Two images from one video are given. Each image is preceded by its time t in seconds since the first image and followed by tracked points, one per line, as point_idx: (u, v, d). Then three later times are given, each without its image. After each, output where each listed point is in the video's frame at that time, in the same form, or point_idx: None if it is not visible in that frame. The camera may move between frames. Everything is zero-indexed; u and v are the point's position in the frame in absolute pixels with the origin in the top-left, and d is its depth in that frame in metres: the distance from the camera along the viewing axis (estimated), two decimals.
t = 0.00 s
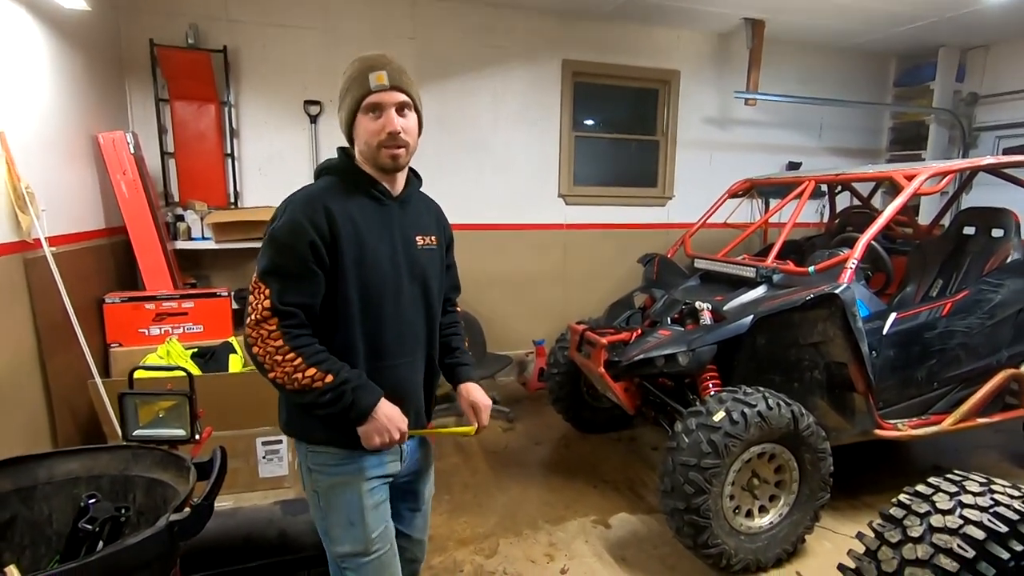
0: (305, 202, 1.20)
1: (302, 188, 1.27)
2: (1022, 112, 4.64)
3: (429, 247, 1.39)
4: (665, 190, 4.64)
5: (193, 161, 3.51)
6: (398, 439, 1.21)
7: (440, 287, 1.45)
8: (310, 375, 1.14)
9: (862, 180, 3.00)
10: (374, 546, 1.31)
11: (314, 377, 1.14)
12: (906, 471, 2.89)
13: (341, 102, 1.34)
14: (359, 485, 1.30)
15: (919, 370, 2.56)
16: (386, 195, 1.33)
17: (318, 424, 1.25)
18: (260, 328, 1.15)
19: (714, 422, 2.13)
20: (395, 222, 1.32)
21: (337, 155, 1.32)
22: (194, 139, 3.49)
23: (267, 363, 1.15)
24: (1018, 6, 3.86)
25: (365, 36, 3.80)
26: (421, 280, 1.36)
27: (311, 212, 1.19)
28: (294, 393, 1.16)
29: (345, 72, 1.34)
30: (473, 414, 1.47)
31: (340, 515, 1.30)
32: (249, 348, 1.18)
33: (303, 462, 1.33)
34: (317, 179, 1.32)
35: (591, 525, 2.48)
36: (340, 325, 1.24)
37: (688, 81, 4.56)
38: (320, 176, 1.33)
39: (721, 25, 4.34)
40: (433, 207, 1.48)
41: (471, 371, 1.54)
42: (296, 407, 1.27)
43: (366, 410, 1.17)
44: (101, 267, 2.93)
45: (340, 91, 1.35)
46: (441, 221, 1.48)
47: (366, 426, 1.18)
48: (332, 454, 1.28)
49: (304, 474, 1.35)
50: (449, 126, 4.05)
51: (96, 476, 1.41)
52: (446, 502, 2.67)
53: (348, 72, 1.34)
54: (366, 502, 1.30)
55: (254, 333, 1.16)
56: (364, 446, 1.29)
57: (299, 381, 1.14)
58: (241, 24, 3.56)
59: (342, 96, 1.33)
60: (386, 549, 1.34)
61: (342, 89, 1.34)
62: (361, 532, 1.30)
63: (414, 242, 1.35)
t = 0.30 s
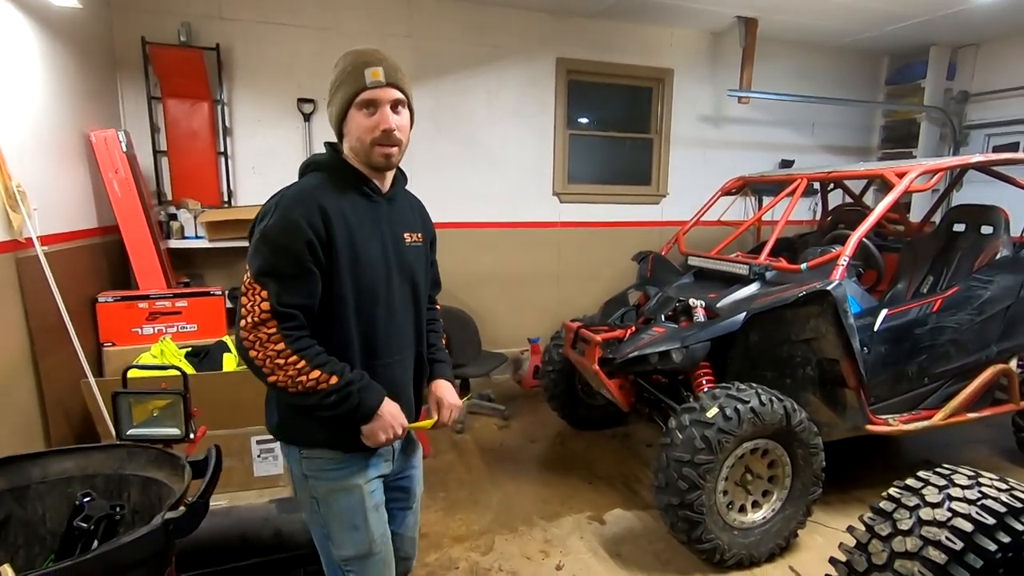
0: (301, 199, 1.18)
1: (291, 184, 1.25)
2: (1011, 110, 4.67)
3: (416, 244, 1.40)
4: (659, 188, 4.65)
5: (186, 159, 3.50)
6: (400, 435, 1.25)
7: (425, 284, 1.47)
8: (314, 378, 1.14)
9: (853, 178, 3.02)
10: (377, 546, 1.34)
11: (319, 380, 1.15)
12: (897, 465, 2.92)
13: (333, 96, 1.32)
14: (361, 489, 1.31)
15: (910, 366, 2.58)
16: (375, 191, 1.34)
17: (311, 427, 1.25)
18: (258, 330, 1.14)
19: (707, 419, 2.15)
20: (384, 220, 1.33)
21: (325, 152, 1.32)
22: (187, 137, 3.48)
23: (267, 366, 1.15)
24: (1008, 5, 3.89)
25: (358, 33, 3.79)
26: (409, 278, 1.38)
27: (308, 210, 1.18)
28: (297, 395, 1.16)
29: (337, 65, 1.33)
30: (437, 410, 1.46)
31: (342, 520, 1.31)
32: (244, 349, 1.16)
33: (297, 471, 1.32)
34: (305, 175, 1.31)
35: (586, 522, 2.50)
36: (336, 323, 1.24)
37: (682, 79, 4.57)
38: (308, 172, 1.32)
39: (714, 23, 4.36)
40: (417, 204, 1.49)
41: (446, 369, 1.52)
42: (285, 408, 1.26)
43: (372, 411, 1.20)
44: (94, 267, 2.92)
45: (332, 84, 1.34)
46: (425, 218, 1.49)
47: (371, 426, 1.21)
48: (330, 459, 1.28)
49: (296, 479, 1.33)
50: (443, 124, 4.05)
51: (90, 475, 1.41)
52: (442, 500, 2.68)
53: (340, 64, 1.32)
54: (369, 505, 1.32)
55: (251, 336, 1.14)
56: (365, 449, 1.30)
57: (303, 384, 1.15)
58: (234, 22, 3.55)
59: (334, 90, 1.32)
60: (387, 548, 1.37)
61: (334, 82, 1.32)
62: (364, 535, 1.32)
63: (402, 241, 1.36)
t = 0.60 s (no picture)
0: (282, 194, 1.16)
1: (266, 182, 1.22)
2: (994, 109, 4.72)
3: (393, 241, 1.41)
4: (651, 186, 4.67)
5: (176, 160, 3.48)
6: (405, 433, 1.24)
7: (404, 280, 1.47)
8: (318, 382, 1.12)
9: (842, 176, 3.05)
10: (361, 562, 1.33)
11: (323, 383, 1.12)
12: (887, 459, 2.95)
13: (304, 86, 1.29)
14: (351, 508, 1.29)
15: (899, 361, 2.61)
16: (350, 186, 1.33)
17: (309, 436, 1.22)
18: (249, 338, 1.09)
19: (700, 415, 2.16)
20: (362, 216, 1.33)
21: (297, 146, 1.30)
22: (177, 137, 3.45)
23: (262, 375, 1.11)
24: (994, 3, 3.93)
25: (349, 32, 3.78)
26: (391, 274, 1.38)
27: (291, 205, 1.16)
28: (299, 403, 1.13)
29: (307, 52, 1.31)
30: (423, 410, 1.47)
31: (329, 538, 1.29)
32: (234, 361, 1.11)
33: (282, 491, 1.28)
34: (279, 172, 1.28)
35: (581, 519, 2.51)
36: (327, 323, 1.24)
37: (673, 78, 4.59)
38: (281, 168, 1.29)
39: (705, 22, 4.38)
40: (388, 199, 1.49)
41: (429, 367, 1.54)
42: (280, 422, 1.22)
43: (378, 410, 1.19)
44: (84, 268, 2.90)
45: (301, 73, 1.30)
46: (398, 214, 1.50)
47: (378, 426, 1.20)
48: (323, 477, 1.25)
49: (281, 497, 1.29)
50: (436, 123, 4.05)
51: (82, 477, 1.40)
52: (437, 499, 2.68)
53: (311, 54, 1.29)
54: (358, 524, 1.30)
55: (240, 344, 1.09)
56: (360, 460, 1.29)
57: (306, 390, 1.12)
58: (224, 22, 3.53)
59: (305, 80, 1.29)
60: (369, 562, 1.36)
61: (304, 72, 1.29)
62: (351, 552, 1.30)
63: (381, 237, 1.36)
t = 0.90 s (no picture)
0: (254, 200, 1.06)
1: (236, 188, 1.12)
2: (981, 109, 4.77)
3: (373, 247, 1.33)
4: (644, 187, 4.69)
5: (167, 162, 3.46)
6: (394, 446, 1.16)
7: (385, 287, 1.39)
8: (298, 398, 1.02)
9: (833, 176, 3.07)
10: None
11: (303, 399, 1.03)
12: (877, 456, 2.98)
13: (274, 85, 1.20)
14: (337, 529, 1.21)
15: (889, 359, 2.63)
16: (327, 191, 1.23)
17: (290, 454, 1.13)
18: (222, 354, 0.99)
19: (692, 414, 2.18)
20: (340, 220, 1.24)
21: (268, 150, 1.19)
22: (168, 139, 3.44)
23: (236, 394, 1.00)
24: (980, 5, 3.97)
25: (341, 33, 3.77)
26: (372, 281, 1.30)
27: (265, 211, 1.06)
28: (278, 421, 1.03)
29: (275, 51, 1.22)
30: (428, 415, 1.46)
31: (314, 561, 1.20)
32: (205, 378, 1.00)
33: (263, 513, 1.19)
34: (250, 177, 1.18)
35: (575, 518, 2.51)
36: (308, 334, 1.14)
37: (665, 79, 4.61)
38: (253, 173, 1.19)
39: (696, 23, 4.40)
40: (363, 205, 1.41)
41: (418, 375, 1.51)
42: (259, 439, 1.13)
43: (364, 423, 1.11)
44: (74, 271, 2.88)
45: (270, 73, 1.21)
46: (375, 220, 1.42)
47: (364, 440, 1.12)
48: (307, 498, 1.17)
49: (261, 520, 1.20)
50: (428, 124, 4.05)
51: (74, 481, 1.39)
52: (431, 500, 2.68)
53: (279, 53, 1.20)
54: (344, 545, 1.22)
55: (212, 361, 0.99)
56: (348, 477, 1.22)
57: (284, 408, 1.02)
58: (215, 22, 3.52)
59: (275, 78, 1.19)
60: None
61: (273, 71, 1.20)
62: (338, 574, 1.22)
63: (361, 244, 1.28)
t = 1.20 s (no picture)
0: (239, 205, 1.04)
1: (220, 192, 1.10)
2: (973, 110, 4.80)
3: (359, 249, 1.33)
4: (640, 187, 4.71)
5: (162, 163, 3.45)
6: (378, 452, 1.15)
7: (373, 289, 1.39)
8: (278, 407, 1.01)
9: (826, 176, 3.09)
10: None
11: (284, 408, 1.01)
12: (871, 455, 3.00)
13: (281, 78, 1.14)
14: (333, 533, 1.21)
15: (882, 359, 2.65)
16: (313, 193, 1.22)
17: (276, 461, 1.13)
18: (199, 363, 0.97)
19: (688, 413, 2.19)
20: (327, 223, 1.23)
21: (254, 152, 1.17)
22: (163, 140, 3.43)
23: (215, 403, 0.99)
24: (972, 7, 4.00)
25: (337, 34, 3.77)
26: (360, 283, 1.30)
27: (251, 217, 1.04)
28: (258, 431, 1.02)
29: (279, 43, 1.16)
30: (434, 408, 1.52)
31: (310, 566, 1.20)
32: (183, 388, 0.99)
33: (256, 521, 1.18)
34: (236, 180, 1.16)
35: (571, 518, 2.52)
36: (299, 341, 1.13)
37: (660, 80, 4.63)
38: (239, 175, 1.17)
39: (691, 25, 4.42)
40: (349, 207, 1.40)
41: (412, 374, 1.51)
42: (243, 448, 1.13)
43: (349, 432, 1.09)
44: (69, 272, 2.87)
45: (273, 64, 1.14)
46: (362, 221, 1.41)
47: (348, 449, 1.11)
48: (303, 505, 1.17)
49: (255, 528, 1.20)
50: (424, 125, 4.05)
51: (69, 483, 1.39)
52: (427, 501, 2.68)
53: (285, 45, 1.15)
54: (340, 549, 1.23)
55: (190, 370, 0.98)
56: (337, 482, 1.21)
57: (265, 417, 1.00)
58: (210, 23, 3.51)
59: (283, 71, 1.13)
60: None
61: (279, 63, 1.14)
62: None
63: (348, 246, 1.28)
